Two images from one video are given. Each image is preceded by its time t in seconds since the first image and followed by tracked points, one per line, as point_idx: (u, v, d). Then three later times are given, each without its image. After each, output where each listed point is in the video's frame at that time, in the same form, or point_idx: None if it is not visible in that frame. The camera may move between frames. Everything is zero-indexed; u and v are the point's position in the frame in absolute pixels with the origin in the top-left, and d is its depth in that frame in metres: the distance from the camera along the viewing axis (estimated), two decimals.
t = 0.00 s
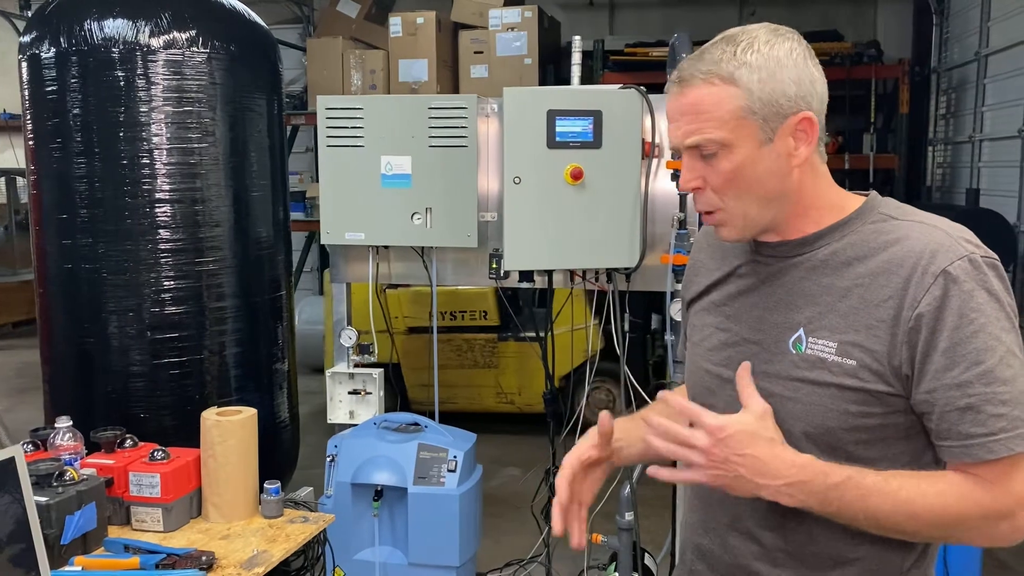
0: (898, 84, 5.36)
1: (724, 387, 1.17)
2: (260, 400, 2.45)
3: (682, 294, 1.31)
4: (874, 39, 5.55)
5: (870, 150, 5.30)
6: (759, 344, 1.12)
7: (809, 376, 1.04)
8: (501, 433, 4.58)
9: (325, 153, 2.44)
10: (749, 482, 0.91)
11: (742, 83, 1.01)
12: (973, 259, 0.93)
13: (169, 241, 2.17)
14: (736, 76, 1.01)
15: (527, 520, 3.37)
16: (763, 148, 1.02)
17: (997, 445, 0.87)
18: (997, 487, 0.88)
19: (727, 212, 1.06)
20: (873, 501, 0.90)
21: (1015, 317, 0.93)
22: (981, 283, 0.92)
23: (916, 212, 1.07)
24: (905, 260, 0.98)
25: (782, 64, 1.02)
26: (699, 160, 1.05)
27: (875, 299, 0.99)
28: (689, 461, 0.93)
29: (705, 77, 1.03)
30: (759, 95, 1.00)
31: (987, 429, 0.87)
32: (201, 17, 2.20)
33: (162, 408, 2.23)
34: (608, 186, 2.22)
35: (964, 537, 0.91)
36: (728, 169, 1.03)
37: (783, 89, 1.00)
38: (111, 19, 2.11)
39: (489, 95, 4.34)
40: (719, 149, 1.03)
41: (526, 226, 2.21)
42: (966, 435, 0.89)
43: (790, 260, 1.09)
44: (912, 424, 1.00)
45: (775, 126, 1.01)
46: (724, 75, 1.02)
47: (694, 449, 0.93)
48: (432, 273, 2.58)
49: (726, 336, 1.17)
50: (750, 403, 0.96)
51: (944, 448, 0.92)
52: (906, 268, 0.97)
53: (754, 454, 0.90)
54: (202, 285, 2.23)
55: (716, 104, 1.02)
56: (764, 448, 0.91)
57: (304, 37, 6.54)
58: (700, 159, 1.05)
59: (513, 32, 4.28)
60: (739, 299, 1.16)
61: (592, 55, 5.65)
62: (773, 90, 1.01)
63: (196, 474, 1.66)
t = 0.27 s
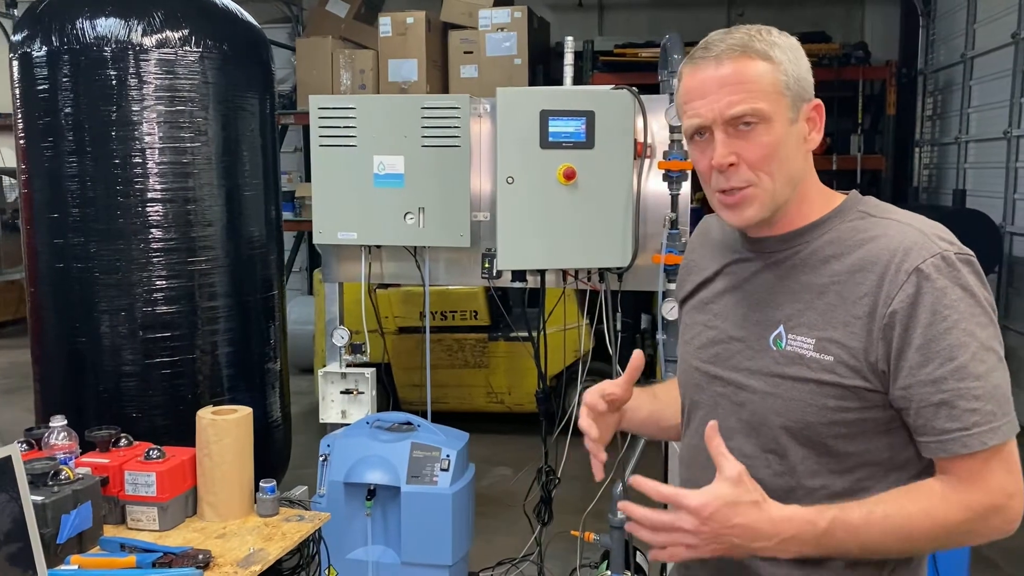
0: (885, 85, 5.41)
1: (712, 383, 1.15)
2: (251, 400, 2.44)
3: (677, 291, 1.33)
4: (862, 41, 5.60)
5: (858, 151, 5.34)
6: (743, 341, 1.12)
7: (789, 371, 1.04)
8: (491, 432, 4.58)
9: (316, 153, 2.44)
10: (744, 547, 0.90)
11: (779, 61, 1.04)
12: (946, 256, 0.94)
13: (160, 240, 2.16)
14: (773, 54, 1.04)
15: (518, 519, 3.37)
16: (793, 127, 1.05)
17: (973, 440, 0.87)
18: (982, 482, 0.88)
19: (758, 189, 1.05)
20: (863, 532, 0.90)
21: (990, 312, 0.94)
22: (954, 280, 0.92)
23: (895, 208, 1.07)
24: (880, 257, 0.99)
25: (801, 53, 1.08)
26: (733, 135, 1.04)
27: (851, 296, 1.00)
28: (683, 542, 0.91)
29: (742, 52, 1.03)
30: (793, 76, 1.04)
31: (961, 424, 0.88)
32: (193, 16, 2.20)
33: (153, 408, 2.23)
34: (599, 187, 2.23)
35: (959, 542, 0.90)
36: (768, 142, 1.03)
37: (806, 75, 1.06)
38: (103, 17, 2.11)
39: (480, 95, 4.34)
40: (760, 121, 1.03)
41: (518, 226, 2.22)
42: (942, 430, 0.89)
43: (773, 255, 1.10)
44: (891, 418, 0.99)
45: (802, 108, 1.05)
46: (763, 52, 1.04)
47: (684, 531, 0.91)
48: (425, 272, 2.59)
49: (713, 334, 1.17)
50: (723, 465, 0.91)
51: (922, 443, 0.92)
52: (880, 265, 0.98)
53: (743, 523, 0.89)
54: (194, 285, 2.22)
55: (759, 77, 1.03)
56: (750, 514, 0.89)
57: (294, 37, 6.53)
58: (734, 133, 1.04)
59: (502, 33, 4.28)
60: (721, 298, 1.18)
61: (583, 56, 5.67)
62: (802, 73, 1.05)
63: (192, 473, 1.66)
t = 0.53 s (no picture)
0: (874, 87, 5.45)
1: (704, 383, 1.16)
2: (244, 399, 2.44)
3: (669, 293, 1.33)
4: (851, 43, 5.64)
5: (847, 152, 5.38)
6: (734, 341, 1.13)
7: (780, 370, 1.06)
8: (483, 432, 4.59)
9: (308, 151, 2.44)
10: (720, 504, 0.91)
11: (790, 57, 1.07)
12: (933, 252, 0.95)
13: (153, 239, 2.16)
14: (785, 50, 1.07)
15: (511, 518, 3.38)
16: (798, 123, 1.07)
17: (960, 434, 0.87)
18: (964, 476, 0.89)
19: (758, 178, 1.06)
20: (842, 505, 0.91)
21: (978, 309, 0.94)
22: (941, 276, 0.93)
23: (885, 208, 1.08)
24: (868, 255, 1.00)
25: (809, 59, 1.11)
26: (741, 120, 1.06)
27: (840, 294, 1.01)
28: (663, 492, 0.93)
29: (758, 40, 1.06)
30: (802, 73, 1.07)
31: (948, 418, 0.88)
32: (187, 15, 2.20)
33: (146, 408, 2.22)
34: (592, 187, 2.24)
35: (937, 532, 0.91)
36: (773, 132, 1.05)
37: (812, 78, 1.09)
38: (95, 17, 2.10)
39: (471, 95, 4.35)
40: (769, 109, 1.05)
41: (513, 226, 2.23)
42: (930, 425, 0.90)
43: (764, 254, 1.11)
44: (881, 416, 1.01)
45: (807, 108, 1.08)
46: (776, 45, 1.07)
47: (665, 481, 0.92)
48: (418, 272, 2.59)
49: (705, 334, 1.18)
50: (712, 422, 0.93)
51: (910, 438, 0.92)
52: (868, 262, 1.00)
53: (725, 479, 0.90)
54: (187, 284, 2.22)
55: (771, 67, 1.05)
56: (734, 471, 0.90)
57: (284, 37, 6.51)
58: (743, 119, 1.06)
59: (494, 33, 4.29)
60: (716, 298, 1.18)
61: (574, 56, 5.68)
62: (810, 74, 1.09)
63: (187, 472, 1.66)
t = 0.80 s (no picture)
0: (867, 88, 5.47)
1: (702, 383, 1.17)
2: (239, 399, 2.44)
3: (664, 294, 1.33)
4: (843, 44, 5.66)
5: (839, 153, 5.40)
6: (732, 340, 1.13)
7: (780, 369, 1.06)
8: (477, 432, 4.59)
9: (304, 151, 2.44)
10: (719, 429, 0.93)
11: (799, 59, 1.06)
12: (935, 251, 0.96)
13: (147, 240, 2.15)
14: (794, 51, 1.07)
15: (505, 518, 3.39)
16: (802, 126, 1.07)
17: (957, 432, 0.89)
18: (962, 471, 0.90)
19: (757, 179, 1.07)
20: (844, 467, 0.91)
21: (975, 308, 0.96)
22: (942, 275, 0.94)
23: (886, 208, 1.09)
24: (870, 253, 1.01)
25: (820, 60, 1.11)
26: (744, 120, 1.06)
27: (842, 292, 1.02)
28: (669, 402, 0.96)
29: (767, 41, 1.06)
30: (810, 76, 1.07)
31: (946, 416, 0.89)
32: (182, 15, 2.19)
33: (140, 408, 2.22)
34: (588, 187, 2.25)
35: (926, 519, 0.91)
36: (775, 135, 1.05)
37: (821, 79, 1.08)
38: (89, 17, 2.10)
39: (465, 95, 4.36)
40: (773, 112, 1.05)
41: (508, 226, 2.23)
42: (927, 423, 0.91)
43: (764, 253, 1.12)
44: (879, 415, 1.01)
45: (813, 111, 1.08)
46: (786, 46, 1.06)
47: (677, 394, 0.96)
48: (413, 272, 2.59)
49: (702, 334, 1.18)
50: (742, 357, 0.96)
51: (907, 436, 0.94)
52: (870, 260, 1.00)
53: (729, 406, 0.93)
54: (181, 285, 2.22)
55: (778, 68, 1.05)
56: (744, 402, 0.93)
57: (277, 37, 6.50)
58: (747, 119, 1.06)
59: (488, 33, 4.30)
60: (713, 298, 1.18)
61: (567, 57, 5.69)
62: (819, 77, 1.08)
63: (183, 473, 1.66)
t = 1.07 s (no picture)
0: (860, 88, 5.50)
1: (695, 382, 1.17)
2: (233, 399, 2.43)
3: (656, 294, 1.34)
4: (836, 45, 5.69)
5: (832, 153, 5.42)
6: (727, 339, 1.13)
7: (774, 368, 1.06)
8: (472, 432, 4.60)
9: (297, 152, 2.44)
10: None
11: (789, 60, 1.09)
12: (929, 252, 0.96)
13: (141, 240, 2.15)
14: (785, 52, 1.09)
15: (500, 518, 3.39)
16: (795, 126, 1.09)
17: (957, 432, 0.89)
18: (959, 480, 0.90)
19: (757, 180, 1.08)
20: (848, 549, 0.88)
21: (971, 308, 0.96)
22: (936, 276, 0.94)
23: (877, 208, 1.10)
24: (863, 254, 1.01)
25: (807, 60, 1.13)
26: (741, 121, 1.08)
27: (836, 292, 1.02)
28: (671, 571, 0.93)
29: (761, 43, 1.08)
30: (802, 77, 1.09)
31: (946, 416, 0.89)
32: (175, 14, 2.19)
33: (135, 408, 2.22)
34: (583, 186, 2.25)
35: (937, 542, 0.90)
36: (772, 135, 1.07)
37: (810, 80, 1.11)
38: (83, 17, 2.09)
39: (460, 95, 4.36)
40: (768, 112, 1.07)
41: (503, 226, 2.23)
42: (926, 423, 0.91)
43: (757, 252, 1.12)
44: (875, 414, 1.01)
45: (804, 109, 1.10)
46: (777, 47, 1.08)
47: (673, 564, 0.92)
48: (408, 272, 2.60)
49: (695, 334, 1.18)
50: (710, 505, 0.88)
51: (904, 436, 0.93)
52: (864, 261, 1.00)
53: (733, 558, 0.88)
54: (176, 285, 2.21)
55: (771, 69, 1.07)
56: (741, 551, 0.88)
57: (271, 37, 6.49)
58: (743, 121, 1.08)
59: (482, 34, 4.32)
60: (706, 297, 1.19)
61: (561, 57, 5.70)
62: (808, 76, 1.10)
63: (178, 473, 1.66)
